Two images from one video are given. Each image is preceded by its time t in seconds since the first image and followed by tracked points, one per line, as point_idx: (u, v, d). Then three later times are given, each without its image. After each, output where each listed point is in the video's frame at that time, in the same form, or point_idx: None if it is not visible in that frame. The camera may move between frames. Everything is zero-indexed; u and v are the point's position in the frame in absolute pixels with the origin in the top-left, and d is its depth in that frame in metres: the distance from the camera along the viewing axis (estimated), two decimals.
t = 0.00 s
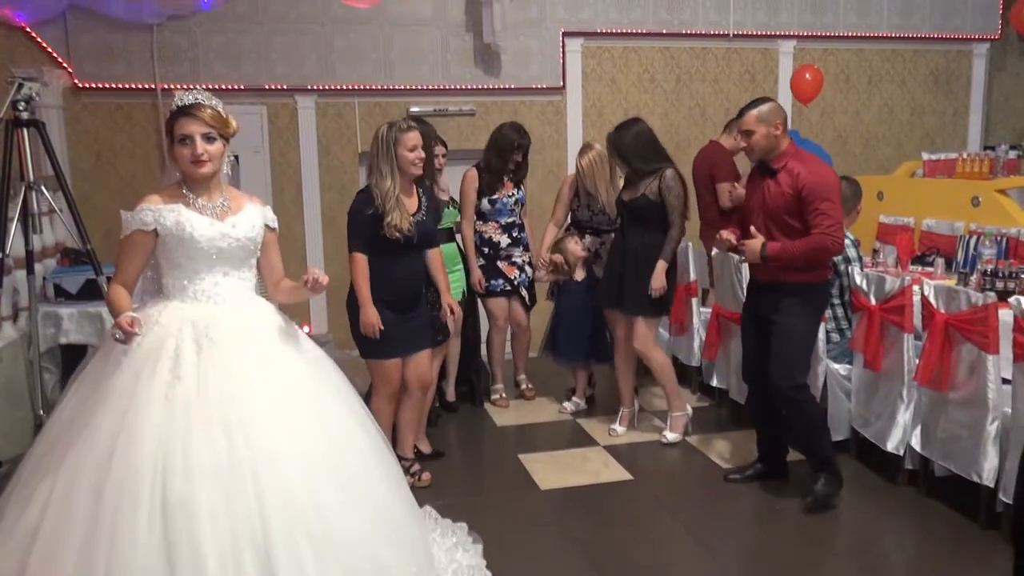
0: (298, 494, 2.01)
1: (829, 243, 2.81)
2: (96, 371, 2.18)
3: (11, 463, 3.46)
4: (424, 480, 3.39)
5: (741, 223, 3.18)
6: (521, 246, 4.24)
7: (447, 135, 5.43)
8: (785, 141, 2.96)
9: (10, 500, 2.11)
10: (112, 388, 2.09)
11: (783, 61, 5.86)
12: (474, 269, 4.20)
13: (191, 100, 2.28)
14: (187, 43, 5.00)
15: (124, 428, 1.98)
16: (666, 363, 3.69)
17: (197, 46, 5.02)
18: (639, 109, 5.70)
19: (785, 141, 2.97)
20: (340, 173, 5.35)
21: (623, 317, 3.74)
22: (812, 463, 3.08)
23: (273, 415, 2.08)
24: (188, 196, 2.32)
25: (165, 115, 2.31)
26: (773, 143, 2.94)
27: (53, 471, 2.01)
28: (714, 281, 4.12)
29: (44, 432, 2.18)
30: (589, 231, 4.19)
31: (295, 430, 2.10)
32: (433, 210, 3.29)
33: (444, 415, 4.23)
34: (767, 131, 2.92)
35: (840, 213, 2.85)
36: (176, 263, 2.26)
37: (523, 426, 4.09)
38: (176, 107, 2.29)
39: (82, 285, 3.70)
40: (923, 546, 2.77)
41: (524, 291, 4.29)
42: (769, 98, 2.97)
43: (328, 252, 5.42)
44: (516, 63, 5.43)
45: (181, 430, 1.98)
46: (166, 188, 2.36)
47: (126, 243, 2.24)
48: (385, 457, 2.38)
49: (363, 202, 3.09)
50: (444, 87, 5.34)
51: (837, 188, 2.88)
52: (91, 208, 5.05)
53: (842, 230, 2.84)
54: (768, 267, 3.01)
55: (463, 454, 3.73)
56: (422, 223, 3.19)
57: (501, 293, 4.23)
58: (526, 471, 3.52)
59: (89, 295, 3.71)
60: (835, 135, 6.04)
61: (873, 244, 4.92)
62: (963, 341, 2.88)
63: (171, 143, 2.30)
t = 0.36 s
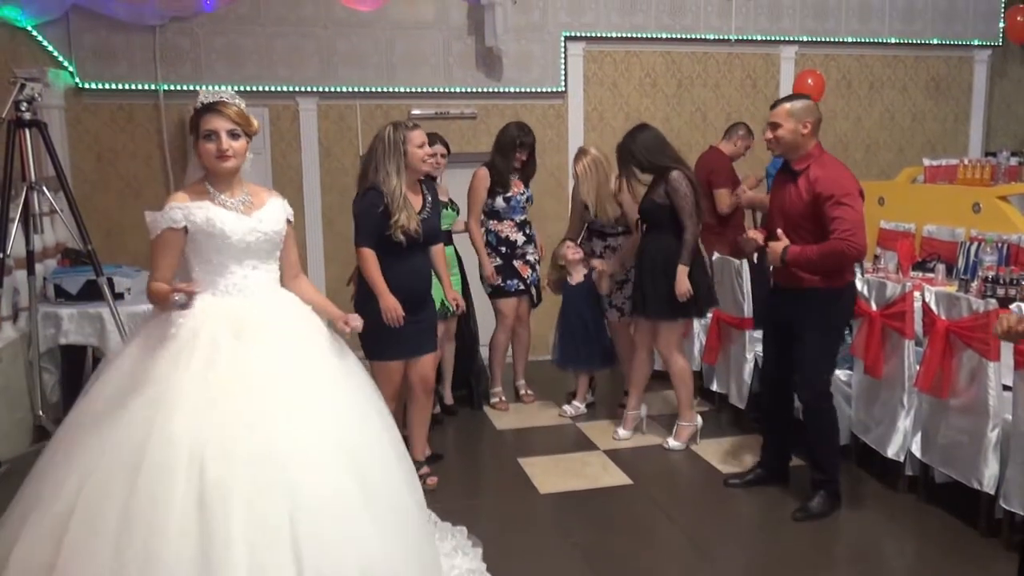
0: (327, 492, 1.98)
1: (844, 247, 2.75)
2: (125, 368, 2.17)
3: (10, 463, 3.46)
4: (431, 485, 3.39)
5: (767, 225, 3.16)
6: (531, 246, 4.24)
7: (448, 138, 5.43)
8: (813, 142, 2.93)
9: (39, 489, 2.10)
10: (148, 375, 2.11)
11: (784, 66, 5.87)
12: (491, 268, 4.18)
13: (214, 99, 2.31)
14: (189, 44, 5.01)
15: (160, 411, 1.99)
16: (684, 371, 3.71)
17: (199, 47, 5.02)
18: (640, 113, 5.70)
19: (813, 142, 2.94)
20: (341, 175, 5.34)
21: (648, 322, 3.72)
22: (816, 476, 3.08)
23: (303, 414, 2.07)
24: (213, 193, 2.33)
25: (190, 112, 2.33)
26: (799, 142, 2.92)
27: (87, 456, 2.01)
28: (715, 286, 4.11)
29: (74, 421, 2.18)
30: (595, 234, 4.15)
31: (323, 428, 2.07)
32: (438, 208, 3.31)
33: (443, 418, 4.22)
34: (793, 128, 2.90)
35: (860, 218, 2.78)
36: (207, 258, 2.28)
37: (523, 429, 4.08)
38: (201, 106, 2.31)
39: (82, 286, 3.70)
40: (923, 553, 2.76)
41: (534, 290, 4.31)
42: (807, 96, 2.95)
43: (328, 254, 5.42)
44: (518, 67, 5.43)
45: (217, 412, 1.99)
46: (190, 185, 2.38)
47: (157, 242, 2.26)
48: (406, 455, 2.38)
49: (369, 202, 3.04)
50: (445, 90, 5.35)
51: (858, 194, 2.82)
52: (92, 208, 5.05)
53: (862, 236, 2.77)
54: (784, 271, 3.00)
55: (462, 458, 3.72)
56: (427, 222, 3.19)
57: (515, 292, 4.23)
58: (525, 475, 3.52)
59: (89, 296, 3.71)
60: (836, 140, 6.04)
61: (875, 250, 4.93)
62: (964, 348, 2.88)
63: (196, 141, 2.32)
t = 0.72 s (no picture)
0: (388, 493, 2.07)
1: (855, 255, 2.76)
2: (166, 377, 2.17)
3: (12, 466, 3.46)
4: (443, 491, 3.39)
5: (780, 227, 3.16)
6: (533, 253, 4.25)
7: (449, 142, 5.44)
8: (830, 146, 2.94)
9: (87, 499, 2.11)
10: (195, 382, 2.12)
11: (786, 70, 5.87)
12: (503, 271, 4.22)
13: (241, 108, 2.33)
14: (192, 48, 5.01)
15: (218, 420, 2.02)
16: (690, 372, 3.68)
17: (201, 51, 5.03)
18: (642, 117, 5.70)
19: (829, 146, 2.94)
20: (343, 179, 5.35)
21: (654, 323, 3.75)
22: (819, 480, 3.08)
23: (356, 418, 2.13)
24: (239, 200, 2.34)
25: (215, 122, 2.34)
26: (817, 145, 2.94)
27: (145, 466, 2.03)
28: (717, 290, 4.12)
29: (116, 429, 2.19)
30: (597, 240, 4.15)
31: (374, 431, 2.14)
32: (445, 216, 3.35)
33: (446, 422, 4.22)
34: (812, 128, 2.93)
35: (872, 228, 2.79)
36: (238, 264, 2.28)
37: (525, 433, 4.08)
38: (228, 116, 2.32)
39: (84, 290, 3.69)
40: (925, 557, 2.76)
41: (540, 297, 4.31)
42: (834, 99, 2.95)
43: (329, 257, 5.43)
44: (520, 71, 5.44)
45: (275, 418, 2.03)
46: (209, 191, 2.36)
47: (187, 250, 2.20)
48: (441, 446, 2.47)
49: (378, 216, 3.02)
50: (447, 94, 5.36)
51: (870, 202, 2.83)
52: (95, 211, 5.05)
53: (875, 245, 2.79)
54: (793, 274, 3.02)
55: (464, 461, 3.72)
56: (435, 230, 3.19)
57: (518, 298, 4.24)
58: (527, 479, 3.52)
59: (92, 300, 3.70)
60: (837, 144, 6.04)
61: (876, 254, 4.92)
62: (967, 352, 2.88)
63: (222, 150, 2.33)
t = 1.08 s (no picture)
0: (435, 474, 2.26)
1: (834, 247, 2.73)
2: (207, 381, 2.22)
3: (20, 469, 3.48)
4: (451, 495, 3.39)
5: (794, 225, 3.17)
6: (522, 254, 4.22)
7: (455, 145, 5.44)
8: (835, 145, 2.92)
9: (135, 508, 2.13)
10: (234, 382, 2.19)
11: (792, 73, 5.86)
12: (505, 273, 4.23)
13: (251, 105, 2.38)
14: (199, 52, 5.03)
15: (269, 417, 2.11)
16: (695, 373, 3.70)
17: (208, 55, 5.05)
18: (648, 119, 5.70)
19: (837, 144, 2.92)
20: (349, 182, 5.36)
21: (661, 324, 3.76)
22: (827, 484, 3.06)
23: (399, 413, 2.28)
24: (254, 196, 2.40)
25: (224, 118, 2.39)
26: (821, 143, 2.93)
27: (198, 468, 2.08)
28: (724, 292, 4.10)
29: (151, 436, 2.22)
30: (606, 245, 4.21)
31: (415, 424, 2.30)
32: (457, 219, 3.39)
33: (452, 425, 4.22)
34: (814, 129, 2.94)
35: (858, 223, 2.74)
36: (263, 257, 2.37)
37: (532, 436, 4.08)
38: (237, 112, 2.37)
39: (92, 292, 3.70)
40: (935, 561, 2.74)
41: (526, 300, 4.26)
42: (843, 101, 2.94)
43: (335, 261, 5.43)
44: (525, 74, 5.44)
45: (324, 410, 2.15)
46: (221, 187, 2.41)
47: (210, 245, 2.25)
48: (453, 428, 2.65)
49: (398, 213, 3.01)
50: (453, 97, 5.36)
51: (864, 200, 2.78)
52: (103, 215, 5.07)
53: (858, 240, 2.74)
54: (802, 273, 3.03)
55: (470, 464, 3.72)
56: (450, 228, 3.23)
57: (502, 299, 4.25)
58: (533, 482, 3.51)
59: (99, 303, 3.71)
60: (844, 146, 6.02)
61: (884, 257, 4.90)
62: (975, 355, 2.87)
63: (232, 146, 2.38)
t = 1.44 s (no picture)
0: (441, 473, 2.35)
1: (864, 260, 2.77)
2: (224, 385, 2.24)
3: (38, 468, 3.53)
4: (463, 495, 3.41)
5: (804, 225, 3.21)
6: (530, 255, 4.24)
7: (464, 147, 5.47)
8: (850, 149, 2.95)
9: (156, 513, 2.15)
10: (250, 387, 2.22)
11: (800, 74, 5.88)
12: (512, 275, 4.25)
13: (266, 114, 2.40)
14: (210, 56, 5.08)
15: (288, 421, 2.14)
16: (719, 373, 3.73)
17: (219, 58, 5.09)
18: (656, 121, 5.72)
19: (851, 148, 2.95)
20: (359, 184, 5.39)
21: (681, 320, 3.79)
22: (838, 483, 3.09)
23: (408, 418, 2.34)
24: (264, 204, 2.42)
25: (239, 126, 2.41)
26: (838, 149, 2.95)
27: (219, 472, 2.10)
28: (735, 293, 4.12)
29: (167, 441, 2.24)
30: (612, 241, 4.23)
31: (423, 426, 2.38)
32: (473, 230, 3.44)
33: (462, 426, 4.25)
34: (827, 133, 2.98)
35: (881, 231, 2.79)
36: (272, 265, 2.37)
37: (542, 436, 4.10)
38: (253, 121, 2.39)
39: (107, 293, 3.73)
40: (945, 561, 2.75)
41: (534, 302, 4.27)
42: (856, 105, 2.97)
43: (344, 262, 5.47)
44: (534, 76, 5.47)
45: (340, 413, 2.20)
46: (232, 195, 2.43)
47: (227, 254, 2.27)
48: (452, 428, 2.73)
49: (426, 214, 3.07)
50: (462, 99, 5.39)
51: (883, 205, 2.81)
52: (115, 217, 5.12)
53: (884, 248, 2.79)
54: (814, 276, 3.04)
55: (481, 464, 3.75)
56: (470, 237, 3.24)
57: (512, 302, 4.26)
58: (544, 481, 3.54)
59: (115, 304, 3.75)
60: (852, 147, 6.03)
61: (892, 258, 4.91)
62: (986, 354, 2.88)
63: (247, 154, 2.40)
